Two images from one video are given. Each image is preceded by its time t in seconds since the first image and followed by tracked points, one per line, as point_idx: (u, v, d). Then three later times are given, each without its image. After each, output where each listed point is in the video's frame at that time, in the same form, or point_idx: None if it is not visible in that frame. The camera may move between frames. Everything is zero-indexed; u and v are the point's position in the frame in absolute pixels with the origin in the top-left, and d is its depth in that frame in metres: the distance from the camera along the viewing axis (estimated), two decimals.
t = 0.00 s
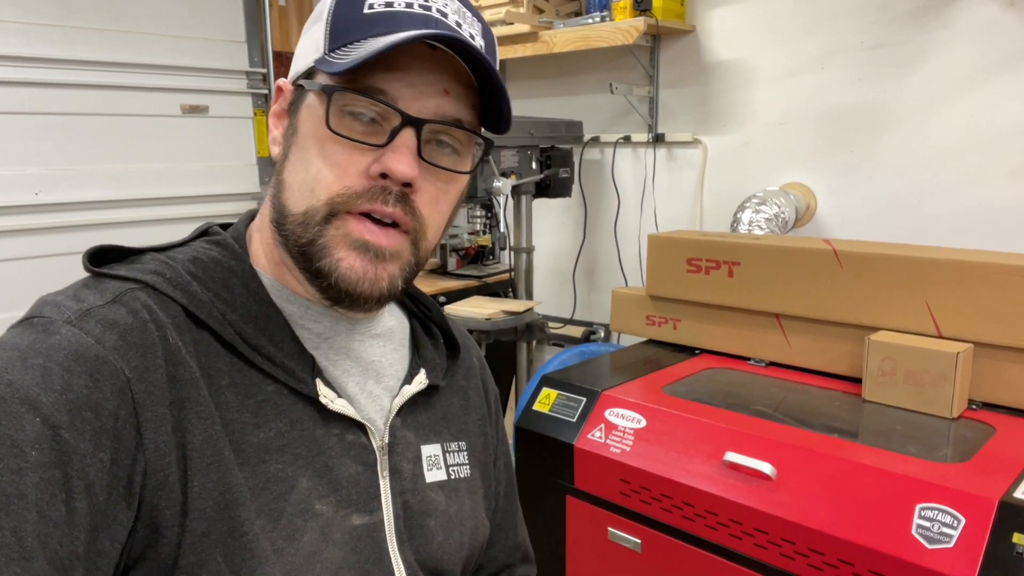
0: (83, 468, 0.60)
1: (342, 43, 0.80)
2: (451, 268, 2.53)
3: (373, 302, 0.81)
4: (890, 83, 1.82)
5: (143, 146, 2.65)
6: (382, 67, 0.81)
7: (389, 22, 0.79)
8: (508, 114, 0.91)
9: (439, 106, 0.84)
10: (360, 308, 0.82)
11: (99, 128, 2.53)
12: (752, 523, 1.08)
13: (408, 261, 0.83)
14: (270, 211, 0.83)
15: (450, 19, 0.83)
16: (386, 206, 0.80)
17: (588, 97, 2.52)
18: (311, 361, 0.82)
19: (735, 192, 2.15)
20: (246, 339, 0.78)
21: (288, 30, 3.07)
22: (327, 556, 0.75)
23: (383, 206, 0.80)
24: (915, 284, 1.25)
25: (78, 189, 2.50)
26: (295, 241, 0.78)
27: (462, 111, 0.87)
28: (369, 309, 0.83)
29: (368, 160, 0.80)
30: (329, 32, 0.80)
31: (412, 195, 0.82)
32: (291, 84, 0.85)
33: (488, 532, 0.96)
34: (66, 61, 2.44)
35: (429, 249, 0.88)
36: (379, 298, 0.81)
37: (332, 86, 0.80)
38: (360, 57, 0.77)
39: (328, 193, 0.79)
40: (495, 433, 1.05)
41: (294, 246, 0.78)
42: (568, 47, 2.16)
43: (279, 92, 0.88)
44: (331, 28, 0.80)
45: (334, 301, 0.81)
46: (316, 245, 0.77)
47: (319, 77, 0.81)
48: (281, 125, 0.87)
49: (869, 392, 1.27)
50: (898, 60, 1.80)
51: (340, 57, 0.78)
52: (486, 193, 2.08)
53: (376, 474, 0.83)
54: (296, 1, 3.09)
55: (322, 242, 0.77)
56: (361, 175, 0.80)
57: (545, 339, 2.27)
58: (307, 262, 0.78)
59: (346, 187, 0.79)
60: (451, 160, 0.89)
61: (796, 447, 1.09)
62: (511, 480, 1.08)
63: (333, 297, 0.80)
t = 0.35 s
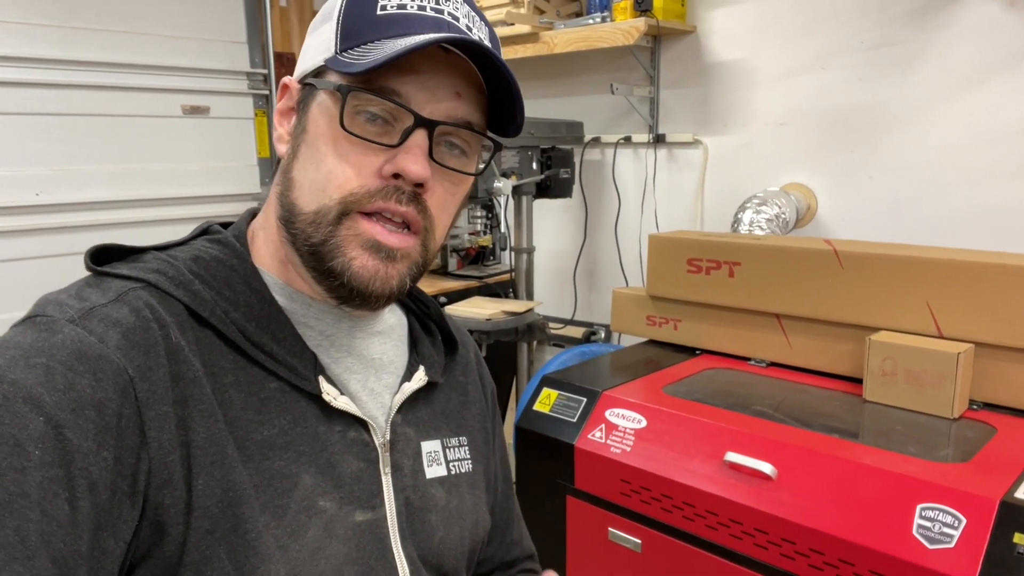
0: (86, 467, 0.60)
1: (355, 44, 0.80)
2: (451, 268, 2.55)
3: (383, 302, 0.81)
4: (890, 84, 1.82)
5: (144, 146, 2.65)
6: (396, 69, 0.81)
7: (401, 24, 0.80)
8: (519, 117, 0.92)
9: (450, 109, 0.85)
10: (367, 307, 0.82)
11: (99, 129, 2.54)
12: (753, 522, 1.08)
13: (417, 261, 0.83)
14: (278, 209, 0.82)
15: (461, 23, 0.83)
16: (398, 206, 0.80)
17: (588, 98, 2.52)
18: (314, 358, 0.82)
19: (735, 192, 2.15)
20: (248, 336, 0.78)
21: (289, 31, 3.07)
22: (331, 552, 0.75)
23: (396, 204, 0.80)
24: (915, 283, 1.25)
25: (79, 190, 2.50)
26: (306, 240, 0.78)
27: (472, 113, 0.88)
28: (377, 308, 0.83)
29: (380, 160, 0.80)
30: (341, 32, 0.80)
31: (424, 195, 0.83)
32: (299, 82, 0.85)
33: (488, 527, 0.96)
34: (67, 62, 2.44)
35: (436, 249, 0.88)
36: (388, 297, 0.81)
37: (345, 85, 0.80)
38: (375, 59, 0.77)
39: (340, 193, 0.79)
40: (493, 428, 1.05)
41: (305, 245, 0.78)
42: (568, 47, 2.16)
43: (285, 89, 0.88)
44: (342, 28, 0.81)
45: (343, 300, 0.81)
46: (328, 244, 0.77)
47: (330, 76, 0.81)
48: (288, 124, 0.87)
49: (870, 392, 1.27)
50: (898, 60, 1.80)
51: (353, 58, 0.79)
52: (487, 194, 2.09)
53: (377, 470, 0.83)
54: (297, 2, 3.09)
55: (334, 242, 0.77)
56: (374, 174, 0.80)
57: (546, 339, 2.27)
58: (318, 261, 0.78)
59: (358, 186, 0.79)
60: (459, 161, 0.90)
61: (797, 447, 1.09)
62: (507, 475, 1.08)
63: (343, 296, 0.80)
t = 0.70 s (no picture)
0: (79, 469, 0.60)
1: (333, 37, 0.80)
2: (451, 269, 2.54)
3: (380, 294, 0.81)
4: (892, 84, 1.82)
5: (145, 147, 2.65)
6: (374, 58, 0.81)
7: (378, 12, 0.79)
8: (503, 99, 0.90)
9: (435, 94, 0.84)
10: (365, 301, 0.82)
11: (100, 130, 2.54)
12: (754, 524, 1.08)
13: (412, 252, 0.82)
14: (271, 210, 0.82)
15: (441, 8, 0.82)
16: (387, 197, 0.80)
17: (590, 99, 2.52)
18: (311, 362, 0.81)
19: (737, 193, 2.15)
20: (245, 340, 0.78)
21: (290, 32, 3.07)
22: (325, 559, 0.75)
23: (385, 195, 0.80)
24: (917, 283, 1.25)
25: (80, 191, 2.50)
26: (298, 239, 0.77)
27: (457, 98, 0.87)
28: (375, 301, 0.82)
29: (367, 152, 0.80)
30: (321, 27, 0.80)
31: (413, 184, 0.82)
32: (284, 83, 0.85)
33: (491, 535, 0.96)
34: (68, 63, 2.44)
35: (432, 242, 0.87)
36: (385, 290, 0.80)
37: (325, 79, 0.80)
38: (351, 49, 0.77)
39: (330, 188, 0.78)
40: (498, 435, 1.04)
41: (298, 243, 0.77)
42: (570, 48, 2.16)
43: (273, 93, 0.88)
44: (322, 23, 0.80)
45: (340, 296, 0.81)
46: (321, 240, 0.77)
47: (312, 73, 0.81)
48: (277, 126, 0.87)
49: (872, 393, 1.27)
50: (899, 61, 1.80)
51: (331, 52, 0.78)
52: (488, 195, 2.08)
53: (375, 477, 0.83)
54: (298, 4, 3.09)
55: (326, 237, 0.77)
56: (361, 167, 0.80)
57: (547, 341, 2.27)
58: (312, 258, 0.77)
59: (347, 180, 0.79)
60: (449, 150, 0.89)
61: (796, 450, 1.09)
62: (512, 481, 1.08)
63: (339, 291, 0.79)
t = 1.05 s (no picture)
0: (104, 469, 0.60)
1: (318, 34, 0.79)
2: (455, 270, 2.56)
3: (392, 287, 0.80)
4: (896, 85, 1.82)
5: (149, 148, 2.66)
6: (359, 50, 0.80)
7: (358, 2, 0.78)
8: (494, 76, 0.88)
9: (423, 79, 0.82)
10: (381, 297, 0.82)
11: (105, 131, 2.54)
12: (760, 525, 1.08)
13: (418, 241, 0.82)
14: (280, 213, 0.83)
15: None
16: (386, 187, 0.79)
17: (592, 100, 2.52)
18: (332, 362, 0.81)
19: (740, 194, 2.15)
20: (267, 339, 0.78)
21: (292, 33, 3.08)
22: (346, 558, 0.75)
23: (383, 186, 0.79)
24: (921, 283, 1.25)
25: (84, 192, 2.51)
26: (306, 240, 0.78)
27: (450, 80, 0.85)
28: (390, 294, 0.82)
29: (362, 145, 0.79)
30: (306, 26, 0.80)
31: (412, 172, 0.81)
32: (283, 88, 0.85)
33: (511, 534, 0.95)
34: (72, 64, 2.45)
35: (441, 229, 0.86)
36: (396, 282, 0.80)
37: (313, 77, 0.80)
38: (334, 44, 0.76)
39: (330, 185, 0.78)
40: (517, 434, 1.03)
41: (306, 244, 0.78)
42: (573, 50, 2.16)
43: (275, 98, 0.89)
44: (306, 22, 0.80)
45: (354, 293, 0.81)
46: (326, 239, 0.77)
47: (302, 73, 0.81)
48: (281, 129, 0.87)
49: (877, 393, 1.27)
50: (903, 62, 1.80)
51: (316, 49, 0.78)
52: (491, 196, 2.08)
53: (395, 477, 0.82)
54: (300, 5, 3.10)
55: (331, 236, 0.77)
56: (357, 160, 0.79)
57: (551, 341, 2.27)
58: (320, 257, 0.78)
59: (345, 174, 0.78)
60: (448, 132, 0.86)
61: (805, 450, 1.09)
62: (534, 481, 1.07)
63: (351, 289, 0.80)
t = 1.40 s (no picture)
0: (97, 469, 0.60)
1: (319, 41, 0.79)
2: (452, 272, 2.56)
3: (389, 294, 0.80)
4: (894, 87, 1.81)
5: (146, 150, 2.65)
6: (360, 57, 0.80)
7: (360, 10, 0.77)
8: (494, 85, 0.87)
9: (423, 86, 0.81)
10: (379, 302, 0.81)
11: (101, 132, 2.53)
12: (757, 529, 1.08)
13: (417, 248, 0.81)
14: (281, 219, 0.83)
15: None
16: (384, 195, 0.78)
17: (591, 102, 2.52)
18: (327, 369, 0.81)
19: (738, 196, 2.15)
20: (262, 345, 0.77)
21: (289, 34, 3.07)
22: (337, 566, 0.74)
23: (380, 193, 0.78)
24: (919, 286, 1.25)
25: (80, 194, 2.50)
26: (305, 244, 0.78)
27: (449, 89, 0.84)
28: (387, 301, 0.81)
29: (360, 151, 0.79)
30: (308, 33, 0.79)
31: (409, 180, 0.80)
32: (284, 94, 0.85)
33: (511, 544, 0.94)
34: (69, 66, 2.44)
35: (439, 236, 0.85)
36: (393, 289, 0.79)
37: (313, 84, 0.79)
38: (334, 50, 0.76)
39: (328, 190, 0.78)
40: (519, 444, 1.03)
41: (304, 249, 0.78)
42: (571, 51, 2.16)
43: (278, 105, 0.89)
44: (309, 30, 0.79)
45: (352, 300, 0.80)
46: (323, 245, 0.77)
47: (304, 80, 0.81)
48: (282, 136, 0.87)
49: (874, 397, 1.27)
50: (901, 63, 1.80)
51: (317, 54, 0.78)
52: (488, 198, 2.07)
53: (389, 486, 0.82)
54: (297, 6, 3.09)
55: (328, 242, 0.77)
56: (355, 166, 0.78)
57: (548, 344, 2.26)
58: (318, 262, 0.77)
59: (342, 181, 0.78)
60: (447, 140, 0.86)
61: (802, 454, 1.09)
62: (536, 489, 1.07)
63: (349, 295, 0.79)
